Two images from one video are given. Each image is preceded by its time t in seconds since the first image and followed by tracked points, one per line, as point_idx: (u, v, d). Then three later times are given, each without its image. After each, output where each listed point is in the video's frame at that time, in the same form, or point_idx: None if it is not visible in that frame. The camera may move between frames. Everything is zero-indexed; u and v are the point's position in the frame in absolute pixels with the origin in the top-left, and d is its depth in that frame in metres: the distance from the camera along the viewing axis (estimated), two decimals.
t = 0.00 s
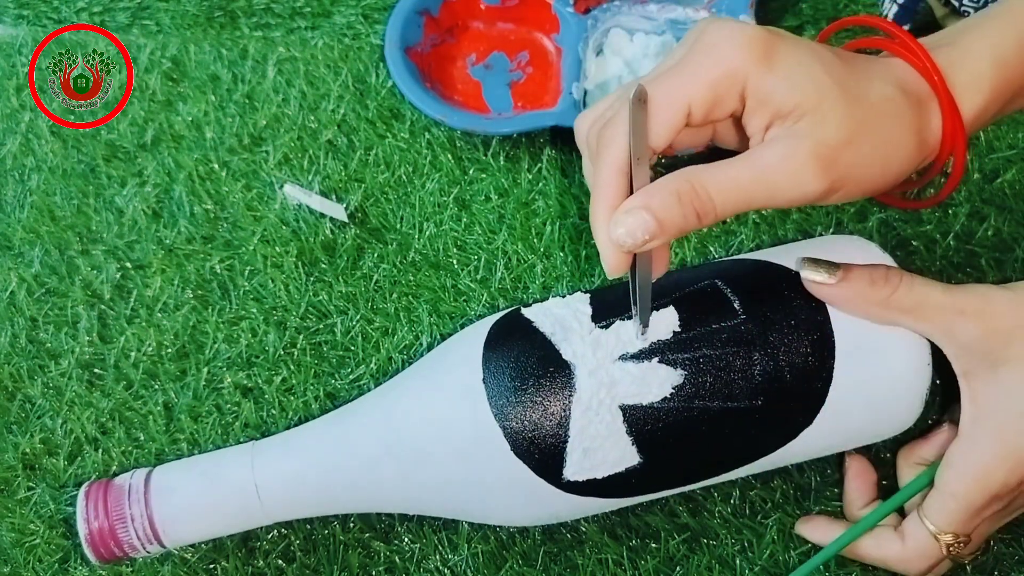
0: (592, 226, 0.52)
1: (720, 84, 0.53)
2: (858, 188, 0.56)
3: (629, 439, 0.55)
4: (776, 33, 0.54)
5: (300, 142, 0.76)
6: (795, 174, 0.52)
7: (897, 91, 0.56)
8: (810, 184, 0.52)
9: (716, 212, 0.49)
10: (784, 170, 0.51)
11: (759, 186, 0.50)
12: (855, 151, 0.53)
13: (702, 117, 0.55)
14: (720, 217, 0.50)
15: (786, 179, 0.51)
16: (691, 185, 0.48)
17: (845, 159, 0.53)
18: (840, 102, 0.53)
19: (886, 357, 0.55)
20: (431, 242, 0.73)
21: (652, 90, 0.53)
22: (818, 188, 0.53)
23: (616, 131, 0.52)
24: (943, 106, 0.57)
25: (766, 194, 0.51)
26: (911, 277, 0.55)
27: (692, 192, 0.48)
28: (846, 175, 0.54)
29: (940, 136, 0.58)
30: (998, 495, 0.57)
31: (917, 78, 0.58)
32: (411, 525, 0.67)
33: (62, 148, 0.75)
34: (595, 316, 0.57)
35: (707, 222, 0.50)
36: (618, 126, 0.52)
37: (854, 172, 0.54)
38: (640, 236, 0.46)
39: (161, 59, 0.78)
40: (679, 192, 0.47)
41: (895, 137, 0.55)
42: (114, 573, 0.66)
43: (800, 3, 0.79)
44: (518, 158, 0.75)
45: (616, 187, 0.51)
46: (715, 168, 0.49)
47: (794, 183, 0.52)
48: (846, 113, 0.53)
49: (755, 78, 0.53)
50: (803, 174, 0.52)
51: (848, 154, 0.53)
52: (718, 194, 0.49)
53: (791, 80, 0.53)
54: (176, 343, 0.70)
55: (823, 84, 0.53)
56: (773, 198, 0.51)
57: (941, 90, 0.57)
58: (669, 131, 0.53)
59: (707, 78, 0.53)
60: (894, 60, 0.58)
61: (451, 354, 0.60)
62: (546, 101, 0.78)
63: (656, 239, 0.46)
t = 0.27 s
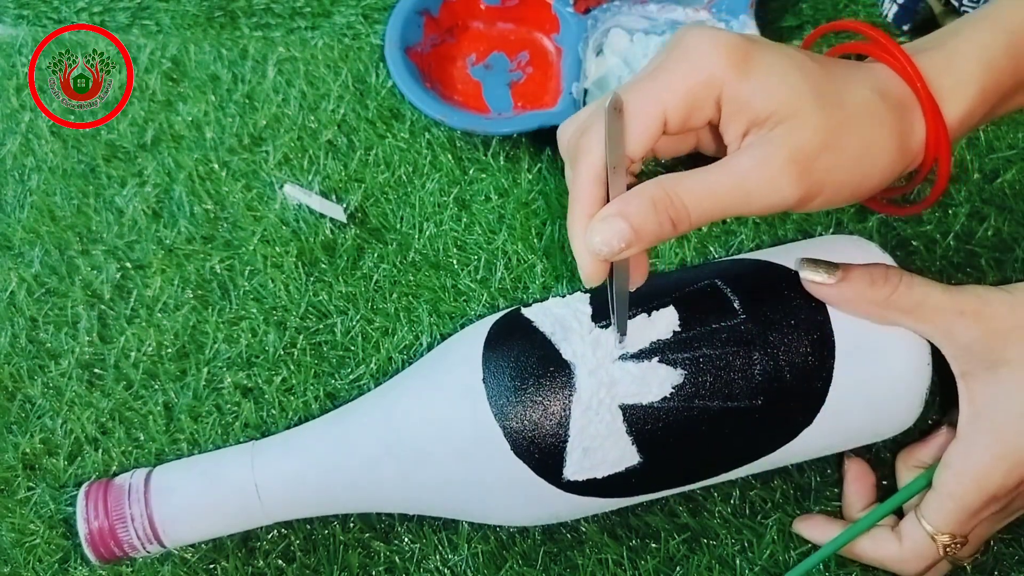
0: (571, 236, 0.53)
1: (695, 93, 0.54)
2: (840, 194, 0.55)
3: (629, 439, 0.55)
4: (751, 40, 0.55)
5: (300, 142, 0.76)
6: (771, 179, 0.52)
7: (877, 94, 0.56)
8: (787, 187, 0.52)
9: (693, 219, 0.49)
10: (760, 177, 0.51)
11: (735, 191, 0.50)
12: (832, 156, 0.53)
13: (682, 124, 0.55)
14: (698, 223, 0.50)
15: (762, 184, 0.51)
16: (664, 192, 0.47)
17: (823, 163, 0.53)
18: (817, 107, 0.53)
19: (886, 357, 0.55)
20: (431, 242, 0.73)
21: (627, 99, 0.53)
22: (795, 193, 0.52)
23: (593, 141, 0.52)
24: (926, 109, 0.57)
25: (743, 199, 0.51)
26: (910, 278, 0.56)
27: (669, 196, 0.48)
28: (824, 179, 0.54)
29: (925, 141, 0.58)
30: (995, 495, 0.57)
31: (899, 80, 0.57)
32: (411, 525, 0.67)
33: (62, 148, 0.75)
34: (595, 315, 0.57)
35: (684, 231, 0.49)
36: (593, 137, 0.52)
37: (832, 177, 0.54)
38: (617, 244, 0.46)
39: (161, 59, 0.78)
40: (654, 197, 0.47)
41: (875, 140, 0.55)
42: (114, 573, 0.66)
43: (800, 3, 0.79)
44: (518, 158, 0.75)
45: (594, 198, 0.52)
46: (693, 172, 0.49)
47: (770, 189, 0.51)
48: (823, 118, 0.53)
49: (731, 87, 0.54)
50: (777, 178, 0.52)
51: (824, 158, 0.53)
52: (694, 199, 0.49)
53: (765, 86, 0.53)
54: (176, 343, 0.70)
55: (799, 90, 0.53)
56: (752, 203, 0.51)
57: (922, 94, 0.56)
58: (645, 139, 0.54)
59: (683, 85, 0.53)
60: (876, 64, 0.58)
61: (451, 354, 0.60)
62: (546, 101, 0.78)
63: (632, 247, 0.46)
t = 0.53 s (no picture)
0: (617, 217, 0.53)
1: (745, 77, 0.54)
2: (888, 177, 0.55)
3: (629, 439, 0.55)
4: (801, 25, 0.55)
5: (300, 142, 0.76)
6: (820, 163, 0.52)
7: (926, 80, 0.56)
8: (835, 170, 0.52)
9: (740, 199, 0.50)
10: (807, 158, 0.51)
11: (783, 173, 0.51)
12: (881, 139, 0.53)
13: (731, 107, 0.55)
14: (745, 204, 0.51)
15: (810, 167, 0.51)
16: (712, 172, 0.48)
17: (874, 146, 0.53)
18: (867, 90, 0.53)
19: (887, 357, 0.55)
20: (431, 242, 0.73)
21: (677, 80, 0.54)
22: (842, 176, 0.53)
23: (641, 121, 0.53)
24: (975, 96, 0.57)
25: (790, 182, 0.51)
26: (912, 277, 0.55)
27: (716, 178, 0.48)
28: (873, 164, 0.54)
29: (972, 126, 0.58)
30: (993, 495, 0.57)
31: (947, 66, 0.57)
32: (411, 525, 0.67)
33: (62, 148, 0.75)
34: (595, 315, 0.57)
35: (731, 210, 0.50)
36: (643, 119, 0.52)
37: (881, 161, 0.54)
38: (665, 222, 0.46)
39: (161, 59, 0.78)
40: (702, 177, 0.47)
41: (923, 125, 0.55)
42: (114, 573, 0.66)
43: (800, 3, 0.79)
44: (518, 157, 0.75)
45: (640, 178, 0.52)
46: (741, 155, 0.50)
47: (816, 171, 0.52)
48: (873, 101, 0.53)
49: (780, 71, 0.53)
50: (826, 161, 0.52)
51: (875, 142, 0.53)
52: (742, 181, 0.49)
53: (815, 70, 0.53)
54: (176, 343, 0.70)
55: (849, 73, 0.53)
56: (799, 186, 0.51)
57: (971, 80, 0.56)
58: (695, 120, 0.54)
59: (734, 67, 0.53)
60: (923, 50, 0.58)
61: (451, 353, 0.60)
62: (546, 101, 0.78)
63: (680, 226, 0.46)
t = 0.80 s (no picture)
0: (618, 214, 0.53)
1: (750, 75, 0.53)
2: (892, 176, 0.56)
3: (629, 439, 0.55)
4: (809, 22, 0.54)
5: (300, 142, 0.76)
6: (822, 164, 0.52)
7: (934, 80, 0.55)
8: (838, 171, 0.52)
9: (741, 199, 0.50)
10: (811, 160, 0.51)
11: (785, 174, 0.51)
12: (886, 140, 0.53)
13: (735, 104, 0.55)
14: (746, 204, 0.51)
15: (813, 168, 0.52)
16: (714, 173, 0.48)
17: (877, 147, 0.53)
18: (874, 92, 0.53)
19: (887, 358, 0.55)
20: (432, 242, 0.73)
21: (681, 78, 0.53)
22: (845, 177, 0.53)
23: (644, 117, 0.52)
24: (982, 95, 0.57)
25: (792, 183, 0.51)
26: (912, 278, 0.56)
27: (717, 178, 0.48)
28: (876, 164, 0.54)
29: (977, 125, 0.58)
30: (994, 496, 0.57)
31: (955, 64, 0.57)
32: (411, 525, 0.67)
33: (62, 148, 0.75)
34: (596, 316, 0.57)
35: (731, 210, 0.50)
36: (645, 116, 0.52)
37: (884, 162, 0.54)
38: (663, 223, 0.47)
39: (161, 59, 0.78)
40: (702, 177, 0.48)
41: (928, 125, 0.55)
42: (114, 573, 0.66)
43: (800, 3, 0.79)
44: (518, 157, 0.75)
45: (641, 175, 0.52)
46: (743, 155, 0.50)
47: (819, 172, 0.52)
48: (879, 103, 0.53)
49: (786, 69, 0.53)
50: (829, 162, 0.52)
51: (879, 143, 0.53)
52: (744, 181, 0.49)
53: (820, 69, 0.53)
54: (176, 343, 0.70)
55: (856, 74, 0.53)
56: (801, 186, 0.52)
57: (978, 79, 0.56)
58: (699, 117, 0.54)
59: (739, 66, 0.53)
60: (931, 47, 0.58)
61: (452, 353, 0.60)
62: (546, 101, 0.78)
63: (678, 226, 0.47)
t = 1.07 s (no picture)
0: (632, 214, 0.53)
1: (766, 74, 0.53)
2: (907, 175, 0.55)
3: (628, 438, 0.55)
4: (823, 21, 0.54)
5: (300, 142, 0.76)
6: (838, 163, 0.52)
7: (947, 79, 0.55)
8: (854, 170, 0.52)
9: (757, 198, 0.50)
10: (827, 158, 0.51)
11: (802, 174, 0.51)
12: (901, 139, 0.53)
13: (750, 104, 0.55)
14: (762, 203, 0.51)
15: (829, 168, 0.51)
16: (729, 172, 0.48)
17: (892, 146, 0.53)
18: (889, 91, 0.53)
19: (887, 357, 0.55)
20: (431, 242, 0.73)
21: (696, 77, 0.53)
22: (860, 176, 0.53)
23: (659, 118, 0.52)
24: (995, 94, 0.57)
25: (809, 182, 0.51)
26: (912, 277, 0.55)
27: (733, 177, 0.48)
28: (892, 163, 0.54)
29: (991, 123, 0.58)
30: (992, 495, 0.57)
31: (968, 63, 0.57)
32: (411, 525, 0.67)
33: (62, 148, 0.75)
34: (595, 315, 0.57)
35: (748, 209, 0.50)
36: (661, 116, 0.52)
37: (899, 161, 0.54)
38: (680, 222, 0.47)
39: (161, 59, 0.78)
40: (718, 176, 0.48)
41: (942, 124, 0.55)
42: (114, 573, 0.66)
43: (800, 3, 0.79)
44: (518, 157, 0.75)
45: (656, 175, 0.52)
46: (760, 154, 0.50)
47: (835, 171, 0.52)
48: (894, 101, 0.53)
49: (802, 68, 0.53)
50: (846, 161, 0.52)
51: (895, 143, 0.53)
52: (760, 180, 0.49)
53: (836, 69, 0.53)
54: (176, 343, 0.70)
55: (872, 73, 0.53)
56: (817, 186, 0.52)
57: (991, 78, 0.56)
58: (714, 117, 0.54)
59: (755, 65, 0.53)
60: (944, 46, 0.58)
61: (452, 353, 0.60)
62: (546, 101, 0.78)
63: (695, 224, 0.47)
